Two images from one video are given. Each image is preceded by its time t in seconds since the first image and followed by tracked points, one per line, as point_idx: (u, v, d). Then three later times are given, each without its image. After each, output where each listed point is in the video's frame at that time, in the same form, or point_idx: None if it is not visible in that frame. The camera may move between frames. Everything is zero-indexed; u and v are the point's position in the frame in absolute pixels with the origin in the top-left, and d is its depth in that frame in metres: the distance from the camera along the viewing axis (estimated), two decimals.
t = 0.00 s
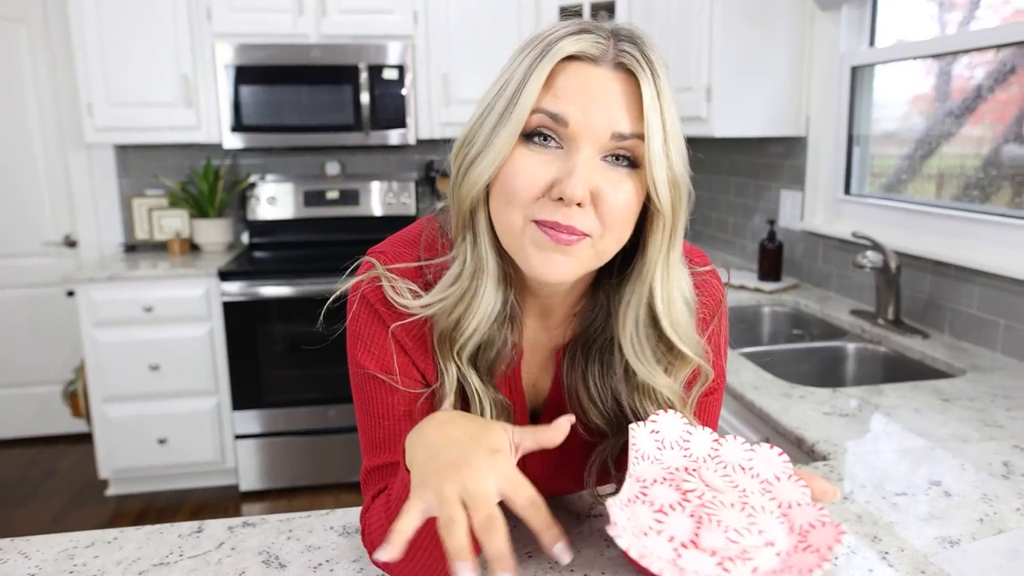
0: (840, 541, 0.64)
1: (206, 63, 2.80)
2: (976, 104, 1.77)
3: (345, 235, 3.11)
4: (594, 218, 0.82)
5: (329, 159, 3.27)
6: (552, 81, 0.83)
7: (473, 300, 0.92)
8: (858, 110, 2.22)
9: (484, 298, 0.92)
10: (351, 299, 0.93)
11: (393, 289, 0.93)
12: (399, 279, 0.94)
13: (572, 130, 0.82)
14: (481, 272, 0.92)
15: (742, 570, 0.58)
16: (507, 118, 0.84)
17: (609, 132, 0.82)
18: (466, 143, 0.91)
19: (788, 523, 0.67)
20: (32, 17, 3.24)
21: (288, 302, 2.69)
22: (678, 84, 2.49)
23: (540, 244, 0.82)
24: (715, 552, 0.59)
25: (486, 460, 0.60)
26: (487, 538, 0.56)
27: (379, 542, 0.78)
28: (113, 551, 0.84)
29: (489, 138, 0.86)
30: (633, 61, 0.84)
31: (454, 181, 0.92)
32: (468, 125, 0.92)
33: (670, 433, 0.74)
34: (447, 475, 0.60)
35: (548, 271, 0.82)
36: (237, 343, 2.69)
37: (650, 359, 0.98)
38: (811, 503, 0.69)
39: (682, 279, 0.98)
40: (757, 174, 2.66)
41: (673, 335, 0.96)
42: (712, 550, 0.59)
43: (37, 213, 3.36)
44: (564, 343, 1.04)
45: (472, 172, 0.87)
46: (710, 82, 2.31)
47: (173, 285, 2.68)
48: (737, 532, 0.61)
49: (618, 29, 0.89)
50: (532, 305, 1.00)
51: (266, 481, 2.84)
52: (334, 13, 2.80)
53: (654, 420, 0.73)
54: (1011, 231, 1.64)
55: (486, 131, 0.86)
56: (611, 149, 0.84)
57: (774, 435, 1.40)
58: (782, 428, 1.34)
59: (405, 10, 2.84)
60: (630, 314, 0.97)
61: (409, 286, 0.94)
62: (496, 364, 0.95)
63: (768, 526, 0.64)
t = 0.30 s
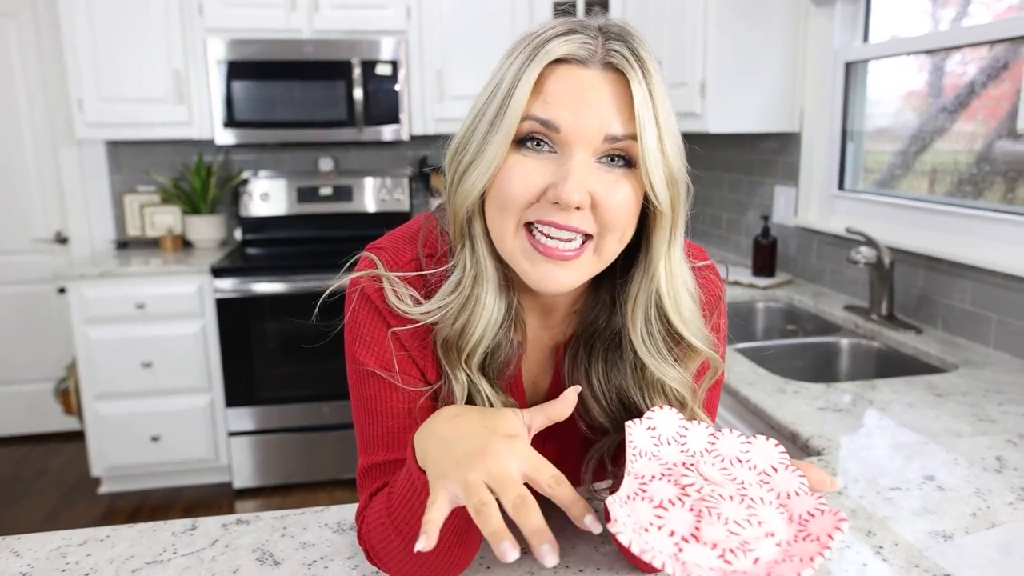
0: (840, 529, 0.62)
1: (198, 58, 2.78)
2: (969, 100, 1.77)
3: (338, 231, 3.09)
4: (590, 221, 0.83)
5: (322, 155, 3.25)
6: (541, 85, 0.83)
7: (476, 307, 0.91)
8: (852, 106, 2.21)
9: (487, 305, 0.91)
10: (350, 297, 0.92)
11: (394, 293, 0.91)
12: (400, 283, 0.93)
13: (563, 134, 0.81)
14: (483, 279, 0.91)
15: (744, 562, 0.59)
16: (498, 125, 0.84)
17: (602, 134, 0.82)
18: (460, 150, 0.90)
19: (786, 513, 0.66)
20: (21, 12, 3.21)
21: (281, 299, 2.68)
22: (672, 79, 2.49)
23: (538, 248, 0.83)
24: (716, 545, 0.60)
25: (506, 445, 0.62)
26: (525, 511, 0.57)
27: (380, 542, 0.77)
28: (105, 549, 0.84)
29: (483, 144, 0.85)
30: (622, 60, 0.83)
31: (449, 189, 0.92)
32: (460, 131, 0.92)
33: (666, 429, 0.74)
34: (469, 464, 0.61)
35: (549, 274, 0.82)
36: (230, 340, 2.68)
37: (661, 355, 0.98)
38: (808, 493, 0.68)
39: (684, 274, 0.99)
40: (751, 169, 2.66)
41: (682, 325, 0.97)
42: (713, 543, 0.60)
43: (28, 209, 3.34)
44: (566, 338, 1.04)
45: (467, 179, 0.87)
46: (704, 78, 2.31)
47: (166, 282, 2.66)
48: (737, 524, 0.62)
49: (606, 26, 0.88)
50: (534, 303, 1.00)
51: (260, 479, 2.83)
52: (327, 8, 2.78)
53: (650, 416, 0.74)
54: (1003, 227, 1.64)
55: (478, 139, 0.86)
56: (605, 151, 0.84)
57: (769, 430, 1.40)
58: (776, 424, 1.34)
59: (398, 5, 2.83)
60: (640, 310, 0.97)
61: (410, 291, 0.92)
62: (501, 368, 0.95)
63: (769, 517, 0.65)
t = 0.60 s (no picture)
0: (801, 500, 0.64)
1: (186, 50, 2.77)
2: (956, 93, 1.79)
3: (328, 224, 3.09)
4: (584, 224, 0.84)
5: (311, 149, 3.24)
6: (534, 93, 0.82)
7: (459, 304, 0.92)
8: (840, 99, 2.23)
9: (471, 303, 0.92)
10: (335, 289, 0.92)
11: (377, 288, 0.91)
12: (384, 278, 0.93)
13: (558, 143, 0.81)
14: (467, 279, 0.92)
15: (708, 545, 0.61)
16: (490, 132, 0.83)
17: (594, 140, 0.82)
18: (446, 153, 0.89)
19: (750, 491, 0.69)
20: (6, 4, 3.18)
21: (271, 292, 2.68)
22: (661, 72, 2.50)
23: (532, 249, 0.84)
24: (680, 533, 0.63)
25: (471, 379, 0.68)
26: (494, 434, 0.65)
27: (368, 533, 0.77)
28: (96, 540, 0.84)
29: (473, 149, 0.84)
30: (611, 65, 0.84)
31: (435, 190, 0.91)
32: (443, 131, 0.90)
33: (632, 423, 0.77)
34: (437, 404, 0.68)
35: (543, 274, 0.84)
36: (220, 333, 2.67)
37: (634, 337, 1.00)
38: (772, 468, 0.70)
39: (662, 262, 1.00)
40: (740, 162, 2.67)
41: (661, 318, 0.98)
42: (678, 531, 0.63)
43: (15, 202, 3.32)
44: (547, 325, 1.05)
45: (459, 185, 0.86)
46: (693, 71, 2.31)
47: (155, 275, 2.65)
48: (699, 510, 0.66)
49: (589, 26, 0.87)
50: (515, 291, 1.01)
51: (250, 472, 2.83)
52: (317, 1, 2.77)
53: (612, 414, 0.75)
54: (989, 218, 1.66)
55: (468, 144, 0.85)
56: (596, 156, 0.84)
57: (756, 420, 1.41)
58: (763, 414, 1.35)
59: None
60: (612, 292, 0.98)
61: (393, 286, 0.92)
62: (484, 360, 0.97)
63: (731, 498, 0.68)
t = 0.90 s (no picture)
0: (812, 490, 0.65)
1: (181, 49, 2.76)
2: (950, 91, 1.80)
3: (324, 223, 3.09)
4: (576, 213, 0.83)
5: (306, 147, 3.24)
6: (529, 81, 0.83)
7: (457, 295, 0.93)
8: (834, 97, 2.25)
9: (468, 292, 0.93)
10: (332, 286, 0.93)
11: (376, 285, 0.92)
12: (382, 275, 0.93)
13: (550, 129, 0.82)
14: (463, 267, 0.93)
15: (727, 540, 0.61)
16: (485, 120, 0.84)
17: (586, 128, 0.83)
18: (443, 145, 0.90)
19: (760, 482, 0.69)
20: None
21: (267, 290, 2.68)
22: (655, 71, 2.51)
23: (525, 237, 0.83)
24: (698, 530, 0.62)
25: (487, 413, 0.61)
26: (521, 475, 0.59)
27: (362, 529, 0.78)
28: (94, 536, 0.84)
29: (469, 138, 0.85)
30: (606, 56, 0.85)
31: (432, 182, 0.92)
32: (441, 124, 0.91)
33: (635, 420, 0.75)
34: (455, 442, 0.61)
35: (534, 262, 0.84)
36: (216, 332, 2.68)
37: (632, 334, 1.00)
38: (779, 458, 0.71)
39: (658, 260, 1.00)
40: (734, 160, 2.68)
41: (654, 310, 0.98)
42: (695, 528, 0.62)
43: (9, 200, 3.31)
44: (544, 319, 1.06)
45: (454, 173, 0.87)
46: (687, 69, 2.32)
47: (150, 274, 2.65)
48: (714, 506, 0.65)
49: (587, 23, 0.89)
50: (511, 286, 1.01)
51: (246, 470, 2.83)
52: None
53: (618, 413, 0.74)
54: (982, 216, 1.67)
55: (464, 133, 0.86)
56: (589, 145, 0.85)
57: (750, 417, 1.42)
58: (757, 410, 1.36)
59: None
60: (609, 290, 0.99)
61: (392, 281, 0.93)
62: (482, 353, 0.96)
63: (743, 491, 0.67)
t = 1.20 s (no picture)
0: (821, 462, 0.66)
1: (178, 47, 2.77)
2: (945, 92, 1.82)
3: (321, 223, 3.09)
4: (565, 226, 0.85)
5: (304, 147, 3.25)
6: (520, 97, 0.84)
7: (458, 299, 0.94)
8: (830, 98, 2.26)
9: (468, 297, 0.94)
10: (335, 286, 0.94)
11: (378, 288, 0.92)
12: (384, 278, 0.94)
13: (540, 145, 0.83)
14: (463, 273, 0.94)
15: (746, 516, 0.62)
16: (478, 133, 0.85)
17: (576, 145, 0.84)
18: (440, 154, 0.91)
19: (769, 460, 0.70)
20: None
21: (265, 290, 2.68)
22: (652, 71, 2.52)
23: (516, 249, 0.85)
24: (716, 509, 0.63)
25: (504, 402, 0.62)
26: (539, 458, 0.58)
27: (364, 524, 0.80)
28: (94, 534, 0.85)
29: (463, 149, 0.87)
30: (598, 74, 0.85)
31: (428, 189, 0.93)
32: (438, 132, 0.92)
33: (641, 409, 0.78)
34: (474, 429, 0.63)
35: (525, 274, 0.85)
36: (214, 332, 2.68)
37: (628, 343, 1.00)
38: (784, 436, 0.73)
39: (652, 267, 1.01)
40: (730, 160, 2.70)
41: (647, 323, 0.99)
42: (714, 508, 0.63)
43: (7, 201, 3.31)
44: (540, 321, 1.06)
45: (448, 184, 0.88)
46: (683, 69, 2.32)
47: (149, 273, 2.66)
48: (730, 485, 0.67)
49: (583, 36, 0.89)
50: (510, 289, 1.02)
51: (244, 470, 2.84)
52: None
53: (624, 403, 0.77)
54: (976, 216, 1.69)
55: (458, 145, 0.87)
56: (579, 160, 0.86)
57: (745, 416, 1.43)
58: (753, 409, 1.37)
59: None
60: (607, 300, 0.99)
61: (394, 285, 0.93)
62: (480, 354, 0.97)
63: (755, 470, 0.69)
